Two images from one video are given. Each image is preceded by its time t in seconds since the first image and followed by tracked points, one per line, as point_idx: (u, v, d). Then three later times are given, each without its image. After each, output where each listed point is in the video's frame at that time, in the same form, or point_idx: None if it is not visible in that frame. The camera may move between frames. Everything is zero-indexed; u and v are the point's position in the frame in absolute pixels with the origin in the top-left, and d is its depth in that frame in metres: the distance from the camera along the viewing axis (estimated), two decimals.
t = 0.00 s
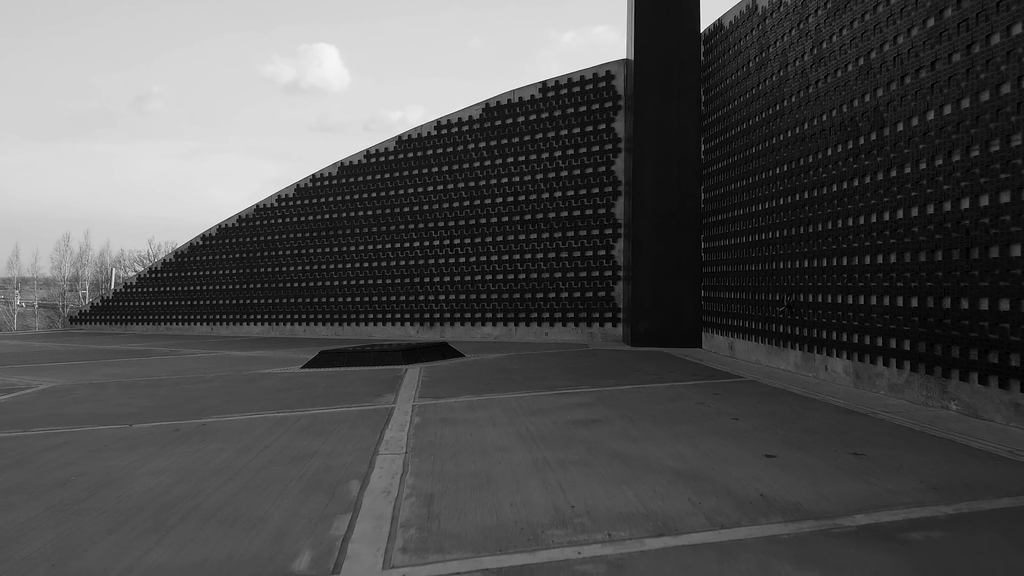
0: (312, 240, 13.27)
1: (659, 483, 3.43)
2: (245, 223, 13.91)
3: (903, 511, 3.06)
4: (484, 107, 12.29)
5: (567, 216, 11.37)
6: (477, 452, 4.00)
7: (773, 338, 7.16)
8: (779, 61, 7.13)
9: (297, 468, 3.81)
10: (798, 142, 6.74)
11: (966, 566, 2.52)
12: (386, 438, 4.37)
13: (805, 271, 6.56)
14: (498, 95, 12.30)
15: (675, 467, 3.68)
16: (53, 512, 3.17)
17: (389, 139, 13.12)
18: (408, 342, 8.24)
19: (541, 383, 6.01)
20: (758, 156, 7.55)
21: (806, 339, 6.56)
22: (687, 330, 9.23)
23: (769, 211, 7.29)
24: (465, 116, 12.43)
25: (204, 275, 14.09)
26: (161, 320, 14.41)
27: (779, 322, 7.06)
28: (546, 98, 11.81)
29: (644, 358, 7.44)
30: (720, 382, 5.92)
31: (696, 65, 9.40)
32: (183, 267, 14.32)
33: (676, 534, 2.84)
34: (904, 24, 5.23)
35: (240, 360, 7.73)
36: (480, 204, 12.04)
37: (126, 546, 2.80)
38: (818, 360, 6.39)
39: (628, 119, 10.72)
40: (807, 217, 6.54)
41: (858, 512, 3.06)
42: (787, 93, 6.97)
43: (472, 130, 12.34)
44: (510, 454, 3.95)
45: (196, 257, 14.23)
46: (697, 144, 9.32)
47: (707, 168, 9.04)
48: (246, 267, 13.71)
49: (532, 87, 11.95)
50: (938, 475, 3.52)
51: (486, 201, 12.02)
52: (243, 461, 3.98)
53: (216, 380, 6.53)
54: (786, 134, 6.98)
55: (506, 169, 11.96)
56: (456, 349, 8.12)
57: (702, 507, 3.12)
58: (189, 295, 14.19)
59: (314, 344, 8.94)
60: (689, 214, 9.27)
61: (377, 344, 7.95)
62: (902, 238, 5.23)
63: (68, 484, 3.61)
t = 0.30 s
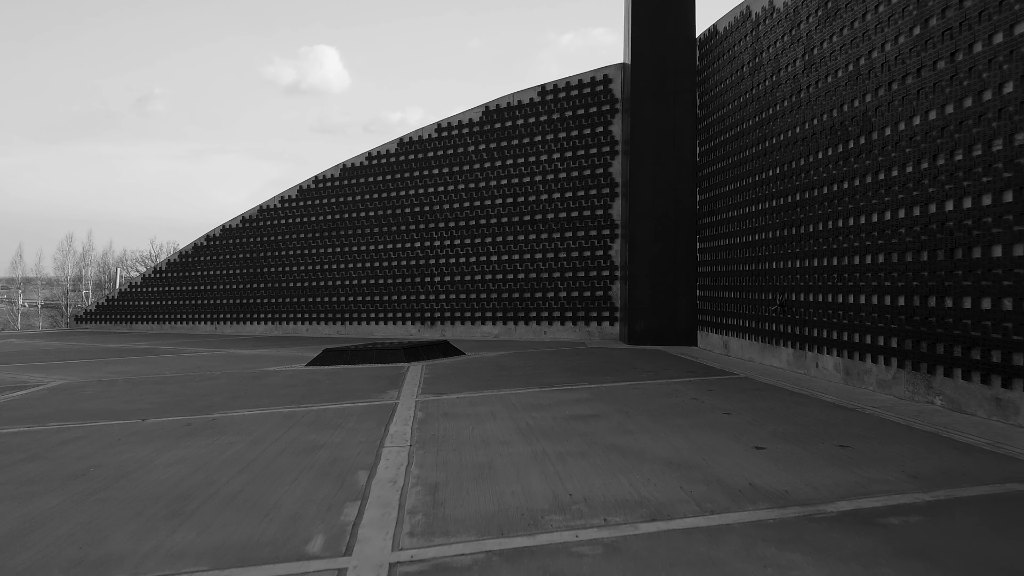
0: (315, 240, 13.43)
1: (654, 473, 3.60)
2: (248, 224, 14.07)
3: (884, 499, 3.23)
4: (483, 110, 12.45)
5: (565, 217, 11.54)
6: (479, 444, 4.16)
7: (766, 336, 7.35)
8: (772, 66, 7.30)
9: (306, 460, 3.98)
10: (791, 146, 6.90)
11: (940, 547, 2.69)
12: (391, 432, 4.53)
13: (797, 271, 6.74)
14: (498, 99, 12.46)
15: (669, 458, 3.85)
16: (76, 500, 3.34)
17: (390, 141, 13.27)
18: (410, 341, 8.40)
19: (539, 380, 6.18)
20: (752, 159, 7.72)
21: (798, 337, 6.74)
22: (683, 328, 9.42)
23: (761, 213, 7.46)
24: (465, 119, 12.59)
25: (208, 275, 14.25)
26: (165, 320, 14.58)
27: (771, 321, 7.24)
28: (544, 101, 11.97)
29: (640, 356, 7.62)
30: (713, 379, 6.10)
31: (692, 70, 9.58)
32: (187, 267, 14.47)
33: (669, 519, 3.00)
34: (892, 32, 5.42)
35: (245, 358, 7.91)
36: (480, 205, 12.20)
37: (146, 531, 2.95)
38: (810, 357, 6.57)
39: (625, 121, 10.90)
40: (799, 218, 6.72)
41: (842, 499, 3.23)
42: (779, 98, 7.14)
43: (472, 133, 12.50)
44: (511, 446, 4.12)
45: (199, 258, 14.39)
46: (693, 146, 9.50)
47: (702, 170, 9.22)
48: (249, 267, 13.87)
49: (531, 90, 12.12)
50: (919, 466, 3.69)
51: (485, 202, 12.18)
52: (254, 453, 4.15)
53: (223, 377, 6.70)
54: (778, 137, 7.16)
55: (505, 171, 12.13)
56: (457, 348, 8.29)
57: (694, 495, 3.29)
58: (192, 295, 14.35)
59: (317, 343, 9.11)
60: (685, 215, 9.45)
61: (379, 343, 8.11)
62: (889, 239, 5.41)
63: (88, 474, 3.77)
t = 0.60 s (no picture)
0: (316, 240, 13.59)
1: (647, 462, 3.78)
2: (250, 224, 14.23)
3: (865, 485, 3.41)
4: (483, 113, 12.62)
5: (563, 217, 11.71)
6: (480, 436, 4.34)
7: (759, 334, 7.53)
8: (765, 71, 7.48)
9: (315, 451, 4.15)
10: (783, 149, 7.09)
11: (914, 528, 2.87)
12: (396, 424, 4.70)
13: (789, 270, 6.92)
14: (497, 101, 12.63)
15: (663, 448, 4.03)
16: (98, 488, 3.51)
17: (391, 143, 13.44)
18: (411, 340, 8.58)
19: (538, 376, 6.36)
20: (745, 161, 7.91)
21: (789, 334, 6.92)
22: (678, 326, 9.61)
23: (754, 214, 7.65)
24: (465, 121, 12.76)
25: (211, 275, 14.40)
26: (168, 319, 14.74)
27: (764, 319, 7.42)
28: (543, 104, 12.15)
29: (636, 353, 7.80)
30: (707, 375, 6.28)
31: (687, 74, 9.78)
32: (190, 267, 14.63)
33: (660, 504, 3.18)
34: (879, 39, 5.60)
35: (250, 356, 8.08)
36: (480, 206, 12.37)
37: (167, 516, 3.12)
38: (801, 354, 6.76)
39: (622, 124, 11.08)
40: (790, 219, 6.90)
41: (825, 485, 3.41)
42: (772, 101, 7.33)
43: (472, 135, 12.67)
44: (511, 438, 4.29)
45: (202, 257, 14.55)
46: (688, 148, 9.68)
47: (697, 171, 9.41)
48: (252, 267, 14.03)
49: (529, 93, 12.29)
50: (900, 455, 3.87)
51: (485, 202, 12.35)
52: (264, 444, 4.33)
53: (230, 374, 6.87)
54: (771, 140, 7.35)
55: (504, 173, 12.30)
56: (457, 345, 8.47)
57: (685, 482, 3.47)
58: (195, 294, 14.51)
59: (320, 341, 9.28)
60: (681, 215, 9.63)
61: (382, 341, 8.28)
62: (877, 239, 5.60)
63: (106, 464, 3.95)
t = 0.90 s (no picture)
0: (318, 241, 13.76)
1: (640, 453, 3.95)
2: (252, 225, 14.38)
3: (845, 473, 3.59)
4: (482, 115, 12.79)
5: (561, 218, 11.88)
6: (480, 429, 4.51)
7: (751, 331, 7.71)
8: (757, 75, 7.66)
9: (321, 443, 4.32)
10: (774, 151, 7.26)
11: (888, 511, 3.05)
12: (398, 418, 4.87)
13: (779, 269, 7.11)
14: (496, 104, 12.79)
15: (655, 440, 4.20)
16: (115, 477, 3.68)
17: (393, 145, 13.60)
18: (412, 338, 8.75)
19: (535, 373, 6.53)
20: (738, 163, 8.09)
21: (780, 332, 7.10)
22: (673, 324, 9.79)
23: (747, 214, 7.83)
24: (465, 124, 12.93)
25: (213, 274, 14.56)
26: (171, 318, 14.90)
27: (756, 317, 7.60)
28: (541, 107, 12.32)
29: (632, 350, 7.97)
30: (700, 371, 6.46)
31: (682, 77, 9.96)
32: (193, 266, 14.79)
33: (650, 491, 3.35)
34: (866, 46, 5.78)
35: (255, 354, 8.25)
36: (479, 207, 12.54)
37: (182, 503, 3.29)
38: (792, 351, 6.94)
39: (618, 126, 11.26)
40: (781, 220, 7.09)
41: (807, 474, 3.59)
42: (763, 105, 7.51)
43: (472, 137, 12.84)
44: (510, 431, 4.46)
45: (205, 257, 14.71)
46: (683, 150, 9.86)
47: (692, 173, 9.59)
48: (254, 267, 14.19)
49: (527, 96, 12.46)
50: (882, 446, 4.05)
51: (484, 203, 12.52)
52: (272, 437, 4.50)
53: (235, 371, 7.05)
54: (762, 142, 7.53)
55: (503, 174, 12.47)
56: (456, 344, 8.64)
57: (675, 471, 3.64)
58: (198, 293, 14.67)
59: (322, 339, 9.45)
60: (676, 216, 9.81)
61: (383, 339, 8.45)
62: (863, 239, 5.78)
63: (121, 455, 4.12)
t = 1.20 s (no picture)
0: (319, 241, 13.93)
1: (631, 444, 4.13)
2: (254, 225, 14.55)
3: (825, 462, 3.77)
4: (481, 118, 12.96)
5: (558, 219, 12.07)
6: (478, 423, 4.68)
7: (742, 329, 7.90)
8: (749, 80, 7.85)
9: (325, 435, 4.50)
10: (765, 153, 7.45)
11: (863, 496, 3.23)
12: (399, 413, 5.05)
13: (770, 268, 7.29)
14: (494, 106, 12.96)
15: (646, 432, 4.38)
16: (129, 466, 3.86)
17: (392, 147, 13.77)
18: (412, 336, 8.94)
19: (532, 370, 6.71)
20: (730, 165, 8.28)
21: (771, 330, 7.29)
22: (668, 323, 9.97)
23: (739, 215, 8.01)
24: (464, 126, 13.11)
25: (216, 274, 14.74)
26: (175, 318, 15.08)
27: (747, 315, 7.79)
28: (539, 109, 12.50)
29: (627, 348, 8.16)
30: (692, 368, 6.64)
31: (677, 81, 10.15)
32: (196, 266, 14.96)
33: (639, 478, 3.53)
34: (852, 52, 5.97)
35: (259, 352, 8.44)
36: (478, 207, 12.72)
37: (194, 490, 3.47)
38: (782, 348, 7.12)
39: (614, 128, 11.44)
40: (772, 220, 7.27)
41: (789, 463, 3.77)
42: (755, 108, 7.69)
43: (471, 139, 13.01)
44: (506, 424, 4.64)
45: (208, 258, 14.88)
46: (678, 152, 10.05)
47: (686, 174, 9.77)
48: (256, 267, 14.37)
49: (525, 99, 12.64)
50: (862, 437, 4.23)
51: (483, 204, 12.70)
52: (277, 430, 4.68)
53: (240, 368, 7.23)
54: (754, 145, 7.71)
55: (501, 175, 12.64)
56: (455, 342, 8.82)
57: (663, 460, 3.82)
58: (201, 293, 14.85)
59: (324, 337, 9.64)
60: (671, 216, 9.99)
61: (384, 338, 8.63)
62: (850, 239, 5.96)
63: (134, 447, 4.30)
